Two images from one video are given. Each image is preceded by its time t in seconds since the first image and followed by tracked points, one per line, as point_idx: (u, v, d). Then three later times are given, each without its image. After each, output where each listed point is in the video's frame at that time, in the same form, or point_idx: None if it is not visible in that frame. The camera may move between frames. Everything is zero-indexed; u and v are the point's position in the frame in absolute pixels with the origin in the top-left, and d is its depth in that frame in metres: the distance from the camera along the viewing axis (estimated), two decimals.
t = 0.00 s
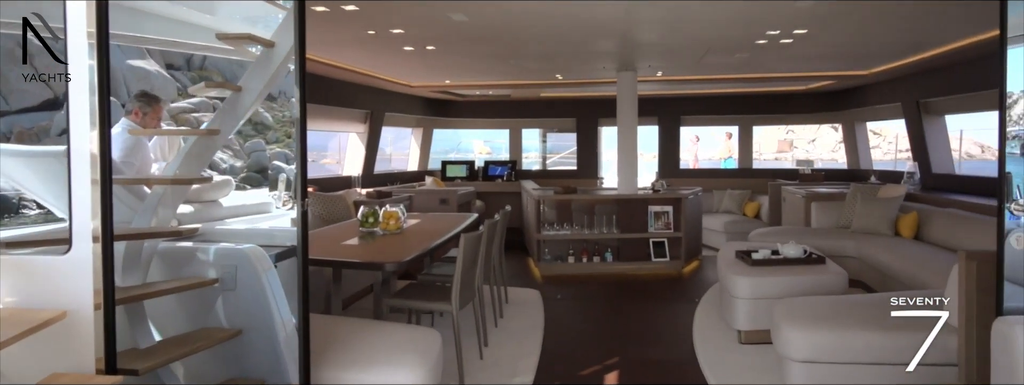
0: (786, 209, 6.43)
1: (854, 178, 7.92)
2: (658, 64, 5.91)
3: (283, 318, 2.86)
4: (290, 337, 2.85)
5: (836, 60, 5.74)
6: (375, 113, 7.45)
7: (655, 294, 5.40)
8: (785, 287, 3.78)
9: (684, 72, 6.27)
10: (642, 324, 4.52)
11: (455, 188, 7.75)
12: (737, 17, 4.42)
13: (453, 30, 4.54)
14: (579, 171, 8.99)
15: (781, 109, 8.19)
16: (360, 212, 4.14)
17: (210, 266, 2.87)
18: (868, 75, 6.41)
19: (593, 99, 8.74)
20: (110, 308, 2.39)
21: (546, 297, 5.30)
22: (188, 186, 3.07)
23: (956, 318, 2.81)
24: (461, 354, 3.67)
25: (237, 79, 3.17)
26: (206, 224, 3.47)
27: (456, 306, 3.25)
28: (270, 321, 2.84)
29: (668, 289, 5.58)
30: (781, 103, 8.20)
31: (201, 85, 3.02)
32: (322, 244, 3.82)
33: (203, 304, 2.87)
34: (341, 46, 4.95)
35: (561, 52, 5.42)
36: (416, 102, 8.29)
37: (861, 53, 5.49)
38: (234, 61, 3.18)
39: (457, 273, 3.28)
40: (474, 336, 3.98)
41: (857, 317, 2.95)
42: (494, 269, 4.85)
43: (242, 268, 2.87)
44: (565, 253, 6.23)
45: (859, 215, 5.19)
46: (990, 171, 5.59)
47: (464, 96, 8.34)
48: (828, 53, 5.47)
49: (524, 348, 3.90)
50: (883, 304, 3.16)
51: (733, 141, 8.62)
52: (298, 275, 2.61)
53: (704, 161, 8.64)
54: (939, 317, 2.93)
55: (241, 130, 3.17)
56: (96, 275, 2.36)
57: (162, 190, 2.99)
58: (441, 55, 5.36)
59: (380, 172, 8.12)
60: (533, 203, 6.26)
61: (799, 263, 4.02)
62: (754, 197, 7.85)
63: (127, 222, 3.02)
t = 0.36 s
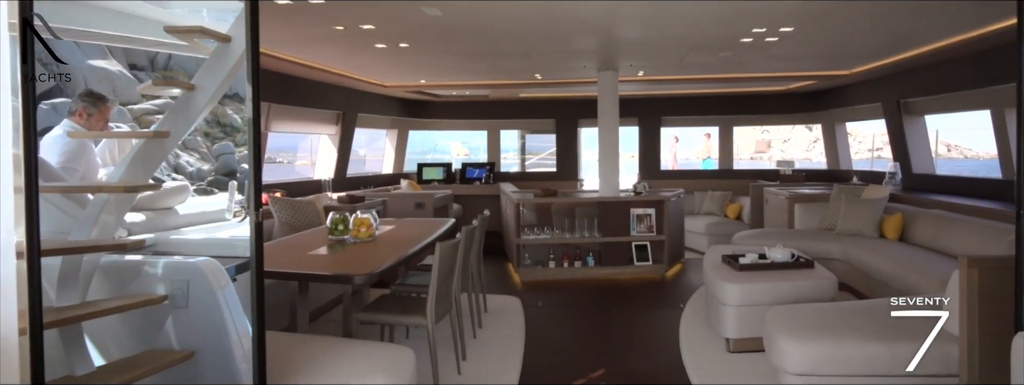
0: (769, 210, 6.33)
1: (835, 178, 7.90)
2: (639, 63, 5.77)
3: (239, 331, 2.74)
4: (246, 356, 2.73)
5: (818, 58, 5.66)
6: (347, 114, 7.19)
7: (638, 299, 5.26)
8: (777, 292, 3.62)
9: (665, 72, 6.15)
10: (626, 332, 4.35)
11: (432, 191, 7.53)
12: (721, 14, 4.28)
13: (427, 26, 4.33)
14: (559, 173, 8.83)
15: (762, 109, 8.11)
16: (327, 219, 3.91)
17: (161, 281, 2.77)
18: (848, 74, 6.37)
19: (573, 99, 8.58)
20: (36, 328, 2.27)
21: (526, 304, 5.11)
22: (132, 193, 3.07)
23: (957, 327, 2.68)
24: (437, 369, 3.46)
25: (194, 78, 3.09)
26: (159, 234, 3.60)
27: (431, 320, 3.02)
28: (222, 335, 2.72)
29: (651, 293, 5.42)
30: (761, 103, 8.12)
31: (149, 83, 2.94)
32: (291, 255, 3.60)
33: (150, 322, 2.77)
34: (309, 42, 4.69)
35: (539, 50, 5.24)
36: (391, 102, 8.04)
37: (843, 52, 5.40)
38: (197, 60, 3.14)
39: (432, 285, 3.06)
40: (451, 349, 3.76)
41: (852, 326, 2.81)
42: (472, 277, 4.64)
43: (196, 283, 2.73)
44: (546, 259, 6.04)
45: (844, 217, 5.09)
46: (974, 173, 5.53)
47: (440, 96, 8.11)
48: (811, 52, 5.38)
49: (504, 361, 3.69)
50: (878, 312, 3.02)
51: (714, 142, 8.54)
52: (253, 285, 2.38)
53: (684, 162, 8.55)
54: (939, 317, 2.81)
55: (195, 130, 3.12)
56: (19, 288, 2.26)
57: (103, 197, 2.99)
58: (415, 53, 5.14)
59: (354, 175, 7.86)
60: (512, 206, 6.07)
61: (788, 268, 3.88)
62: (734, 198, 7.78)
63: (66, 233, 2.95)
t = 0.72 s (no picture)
0: (757, 212, 6.21)
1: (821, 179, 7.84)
2: (625, 62, 5.60)
3: (194, 351, 2.60)
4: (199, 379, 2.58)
5: (806, 57, 5.54)
6: (322, 114, 6.95)
7: (626, 305, 5.09)
8: (770, 301, 3.46)
9: (651, 71, 6.00)
10: (612, 341, 4.18)
11: (411, 194, 7.31)
12: (709, 13, 4.12)
13: (403, 22, 4.10)
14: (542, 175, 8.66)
15: (746, 110, 8.02)
16: (298, 227, 3.66)
17: (106, 299, 2.58)
18: (836, 74, 6.28)
19: (555, 99, 8.42)
20: None
21: (509, 312, 4.91)
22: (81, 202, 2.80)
23: (970, 343, 2.53)
24: None
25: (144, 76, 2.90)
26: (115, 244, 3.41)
27: (407, 337, 2.81)
28: (176, 352, 2.55)
29: (639, 299, 5.27)
30: (746, 103, 8.03)
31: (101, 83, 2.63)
32: (255, 265, 3.35)
33: (96, 344, 2.57)
34: (279, 40, 4.45)
35: (521, 49, 5.05)
36: (369, 102, 7.79)
37: (831, 51, 5.29)
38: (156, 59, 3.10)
39: (408, 299, 2.85)
40: (431, 365, 3.55)
41: (854, 342, 2.66)
42: (453, 285, 4.43)
43: (147, 299, 2.57)
44: (529, 264, 5.85)
45: (835, 220, 4.98)
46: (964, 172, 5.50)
47: (419, 96, 7.89)
48: (799, 50, 5.26)
49: (487, 376, 3.50)
50: (880, 325, 2.87)
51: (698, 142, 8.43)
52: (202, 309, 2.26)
53: (667, 163, 8.47)
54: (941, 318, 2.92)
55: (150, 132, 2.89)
56: None
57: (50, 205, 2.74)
58: (392, 51, 4.92)
59: (330, 178, 7.63)
60: (493, 210, 5.86)
61: (782, 274, 3.73)
62: (720, 199, 7.68)
63: (7, 243, 2.84)
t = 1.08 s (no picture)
0: (748, 215, 6.10)
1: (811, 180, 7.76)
2: (614, 60, 5.45)
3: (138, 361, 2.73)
4: None
5: (799, 56, 5.42)
6: (301, 113, 6.71)
7: (615, 311, 4.94)
8: (767, 310, 3.31)
9: (640, 69, 5.85)
10: (602, 349, 4.01)
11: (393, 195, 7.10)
12: (704, 9, 3.95)
13: (383, 15, 3.89)
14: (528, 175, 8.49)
15: (735, 110, 7.91)
16: (270, 231, 3.43)
17: (53, 311, 2.69)
18: (828, 73, 6.19)
19: (542, 98, 8.24)
20: None
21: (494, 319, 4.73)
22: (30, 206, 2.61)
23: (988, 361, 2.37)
24: None
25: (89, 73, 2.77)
26: (70, 250, 3.37)
27: (384, 353, 2.60)
28: (121, 363, 2.67)
29: (628, 305, 5.11)
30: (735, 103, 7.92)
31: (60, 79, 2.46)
32: (219, 273, 3.11)
33: (41, 356, 2.67)
34: (253, 33, 4.22)
35: (507, 45, 4.86)
36: (351, 100, 7.56)
37: (825, 50, 5.16)
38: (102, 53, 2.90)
39: (385, 312, 2.64)
40: (410, 379, 3.35)
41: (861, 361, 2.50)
42: (435, 292, 4.23)
43: (95, 311, 2.68)
44: (514, 269, 5.68)
45: (830, 225, 4.88)
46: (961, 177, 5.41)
47: (402, 94, 7.68)
48: (791, 49, 5.13)
49: None
50: (887, 340, 2.72)
51: (686, 143, 8.31)
52: (144, 325, 2.22)
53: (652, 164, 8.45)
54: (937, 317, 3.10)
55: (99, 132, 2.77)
56: None
57: None
58: (372, 46, 4.71)
59: (308, 178, 7.41)
60: (478, 212, 5.68)
61: (779, 281, 3.59)
62: (709, 201, 7.57)
63: None
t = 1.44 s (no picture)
0: (742, 216, 5.94)
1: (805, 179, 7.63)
2: (604, 56, 5.26)
3: None
4: None
5: (795, 52, 5.27)
6: (281, 112, 6.48)
7: (607, 316, 4.76)
8: (768, 318, 3.13)
9: (632, 66, 5.67)
10: (594, 358, 3.82)
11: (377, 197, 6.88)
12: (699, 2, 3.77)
13: (362, 8, 3.68)
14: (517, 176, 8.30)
15: (727, 108, 7.77)
16: (240, 237, 3.18)
17: None
18: (823, 70, 6.06)
19: (530, 96, 8.05)
20: None
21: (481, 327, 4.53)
22: None
23: (1013, 375, 2.20)
24: None
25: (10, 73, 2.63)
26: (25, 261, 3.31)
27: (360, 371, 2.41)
28: None
29: (620, 310, 4.94)
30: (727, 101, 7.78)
31: None
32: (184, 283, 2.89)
33: None
34: (224, 28, 3.99)
35: (494, 41, 4.66)
36: (334, 100, 7.34)
37: (822, 45, 5.00)
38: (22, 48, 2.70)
39: (361, 326, 2.45)
40: None
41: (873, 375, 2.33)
42: (418, 300, 4.03)
43: (30, 328, 2.45)
44: (502, 273, 5.48)
45: (828, 225, 4.72)
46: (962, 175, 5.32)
47: (387, 93, 7.47)
48: (788, 44, 4.97)
49: None
50: (900, 352, 2.55)
51: (677, 142, 8.24)
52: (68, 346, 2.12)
53: (644, 164, 8.22)
54: (940, 317, 3.34)
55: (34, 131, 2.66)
56: None
57: None
58: (352, 41, 4.49)
59: (291, 179, 7.18)
60: (464, 214, 5.48)
61: (778, 287, 3.42)
62: (702, 201, 7.42)
63: None
